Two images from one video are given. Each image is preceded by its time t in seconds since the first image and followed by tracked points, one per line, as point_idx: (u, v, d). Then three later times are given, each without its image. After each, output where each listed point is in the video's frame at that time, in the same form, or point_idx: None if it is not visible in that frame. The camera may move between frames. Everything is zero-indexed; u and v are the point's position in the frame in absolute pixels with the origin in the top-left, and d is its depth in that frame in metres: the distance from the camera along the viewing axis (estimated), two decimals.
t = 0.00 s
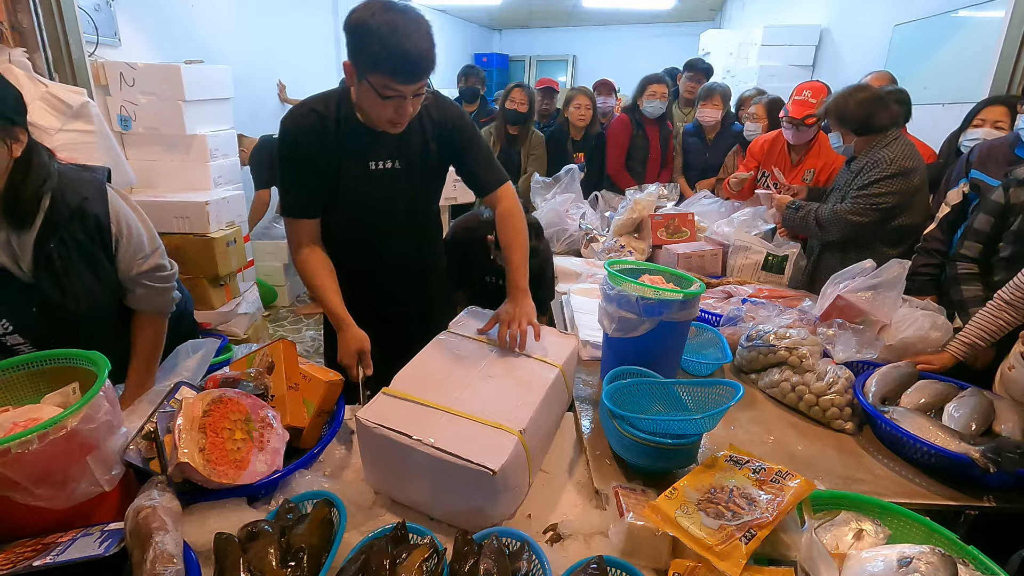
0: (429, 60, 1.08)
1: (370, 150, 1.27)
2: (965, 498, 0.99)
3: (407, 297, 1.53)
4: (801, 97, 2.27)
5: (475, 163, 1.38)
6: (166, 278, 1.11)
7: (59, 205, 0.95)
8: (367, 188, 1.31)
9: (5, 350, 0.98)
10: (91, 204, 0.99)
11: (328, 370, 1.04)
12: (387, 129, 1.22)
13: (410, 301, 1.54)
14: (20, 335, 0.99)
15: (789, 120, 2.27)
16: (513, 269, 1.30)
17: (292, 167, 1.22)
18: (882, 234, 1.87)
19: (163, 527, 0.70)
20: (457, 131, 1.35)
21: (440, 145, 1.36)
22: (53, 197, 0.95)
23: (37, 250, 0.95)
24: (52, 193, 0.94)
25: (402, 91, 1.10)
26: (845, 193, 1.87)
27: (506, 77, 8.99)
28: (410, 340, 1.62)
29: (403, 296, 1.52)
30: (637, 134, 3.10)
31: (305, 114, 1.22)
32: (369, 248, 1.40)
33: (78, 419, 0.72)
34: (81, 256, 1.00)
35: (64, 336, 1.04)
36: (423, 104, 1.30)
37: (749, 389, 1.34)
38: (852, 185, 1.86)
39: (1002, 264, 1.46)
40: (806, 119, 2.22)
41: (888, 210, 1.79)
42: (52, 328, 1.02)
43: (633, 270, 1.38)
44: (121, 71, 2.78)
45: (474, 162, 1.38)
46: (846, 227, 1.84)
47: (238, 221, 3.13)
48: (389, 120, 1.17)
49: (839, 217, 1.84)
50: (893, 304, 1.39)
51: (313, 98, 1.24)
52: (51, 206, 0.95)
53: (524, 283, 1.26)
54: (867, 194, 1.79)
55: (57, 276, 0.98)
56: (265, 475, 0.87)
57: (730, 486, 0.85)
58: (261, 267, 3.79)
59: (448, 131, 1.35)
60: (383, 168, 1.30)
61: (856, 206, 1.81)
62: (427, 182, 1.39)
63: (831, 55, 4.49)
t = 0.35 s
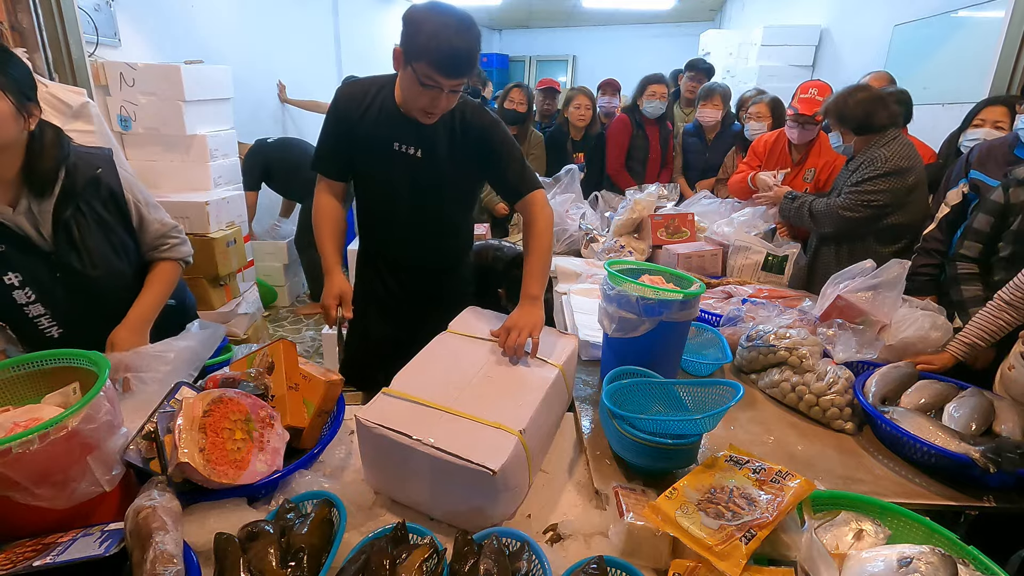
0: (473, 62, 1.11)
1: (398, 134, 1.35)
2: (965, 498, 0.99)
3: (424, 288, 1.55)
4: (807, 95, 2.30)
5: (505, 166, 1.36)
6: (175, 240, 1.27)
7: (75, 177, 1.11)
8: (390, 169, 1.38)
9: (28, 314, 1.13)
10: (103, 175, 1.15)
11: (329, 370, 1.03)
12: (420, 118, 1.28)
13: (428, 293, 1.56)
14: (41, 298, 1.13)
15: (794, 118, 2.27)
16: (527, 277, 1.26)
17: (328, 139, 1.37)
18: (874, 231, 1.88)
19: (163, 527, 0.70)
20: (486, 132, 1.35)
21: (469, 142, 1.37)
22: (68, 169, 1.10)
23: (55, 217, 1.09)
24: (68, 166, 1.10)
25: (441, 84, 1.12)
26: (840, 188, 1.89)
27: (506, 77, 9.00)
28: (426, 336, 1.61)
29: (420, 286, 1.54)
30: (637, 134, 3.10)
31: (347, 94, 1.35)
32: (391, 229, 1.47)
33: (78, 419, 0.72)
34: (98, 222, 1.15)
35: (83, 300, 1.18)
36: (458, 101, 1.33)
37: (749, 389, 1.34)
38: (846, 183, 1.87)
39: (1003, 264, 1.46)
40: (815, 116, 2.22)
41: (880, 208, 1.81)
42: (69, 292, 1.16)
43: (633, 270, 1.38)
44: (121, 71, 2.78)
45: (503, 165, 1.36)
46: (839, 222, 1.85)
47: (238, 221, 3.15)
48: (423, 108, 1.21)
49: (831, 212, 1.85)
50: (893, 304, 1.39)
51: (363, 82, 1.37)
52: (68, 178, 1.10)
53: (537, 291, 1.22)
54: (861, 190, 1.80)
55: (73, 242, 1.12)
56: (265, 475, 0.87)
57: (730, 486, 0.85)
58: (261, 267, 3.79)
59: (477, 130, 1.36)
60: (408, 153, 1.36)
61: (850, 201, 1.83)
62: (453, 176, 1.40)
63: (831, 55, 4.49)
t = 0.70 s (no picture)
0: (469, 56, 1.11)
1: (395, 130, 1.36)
2: (965, 498, 0.99)
3: (428, 290, 1.55)
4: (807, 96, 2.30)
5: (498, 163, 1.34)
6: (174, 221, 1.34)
7: (80, 157, 1.18)
8: (389, 165, 1.40)
9: (29, 291, 1.18)
10: (106, 156, 1.23)
11: (329, 370, 1.03)
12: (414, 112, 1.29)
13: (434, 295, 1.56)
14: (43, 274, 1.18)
15: (794, 119, 2.27)
16: (518, 272, 1.24)
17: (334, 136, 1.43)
18: (870, 229, 1.88)
19: (163, 527, 0.70)
20: (477, 126, 1.33)
21: (461, 137, 1.35)
22: (73, 149, 1.17)
23: (60, 192, 1.15)
24: (74, 146, 1.18)
25: (438, 79, 1.13)
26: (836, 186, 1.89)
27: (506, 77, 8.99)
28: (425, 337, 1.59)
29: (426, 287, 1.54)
30: (637, 134, 3.10)
31: (350, 92, 1.40)
32: (393, 227, 1.48)
33: (78, 419, 0.72)
34: (102, 200, 1.22)
35: (84, 277, 1.22)
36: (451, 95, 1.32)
37: (749, 389, 1.34)
38: (842, 181, 1.87)
39: (1003, 264, 1.46)
40: (813, 120, 2.22)
41: (875, 206, 1.81)
42: (70, 269, 1.21)
43: (633, 270, 1.38)
44: (121, 71, 2.78)
45: (496, 161, 1.34)
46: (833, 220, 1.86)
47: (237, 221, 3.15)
48: (417, 102, 1.21)
49: (827, 211, 1.86)
50: (893, 304, 1.39)
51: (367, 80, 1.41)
52: (73, 157, 1.17)
53: (530, 284, 1.20)
54: (856, 188, 1.81)
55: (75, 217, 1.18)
56: (265, 475, 0.87)
57: (730, 486, 0.85)
58: (261, 267, 3.79)
59: (469, 124, 1.33)
60: (404, 149, 1.36)
61: (845, 199, 1.83)
62: (450, 173, 1.39)
63: (831, 55, 4.49)
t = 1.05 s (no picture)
0: (430, 62, 1.07)
1: (385, 131, 1.35)
2: (965, 498, 0.99)
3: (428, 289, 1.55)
4: (809, 95, 2.29)
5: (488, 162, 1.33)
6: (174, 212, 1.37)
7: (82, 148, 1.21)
8: (381, 167, 1.39)
9: (33, 282, 1.17)
10: (107, 149, 1.26)
11: (328, 370, 1.04)
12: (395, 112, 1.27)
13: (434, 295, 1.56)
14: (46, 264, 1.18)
15: (796, 118, 2.27)
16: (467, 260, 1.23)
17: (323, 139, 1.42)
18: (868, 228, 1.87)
19: (163, 527, 0.70)
20: (465, 124, 1.31)
21: (450, 136, 1.33)
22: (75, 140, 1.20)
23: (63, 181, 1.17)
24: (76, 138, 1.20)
25: (399, 81, 1.10)
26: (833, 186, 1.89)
27: (506, 77, 8.99)
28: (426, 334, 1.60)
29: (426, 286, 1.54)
30: (637, 134, 3.10)
31: (337, 94, 1.39)
32: (390, 228, 1.48)
33: (78, 419, 0.72)
34: (104, 190, 1.24)
35: (89, 268, 1.23)
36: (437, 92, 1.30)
37: (749, 389, 1.34)
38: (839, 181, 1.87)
39: (1003, 263, 1.46)
40: (816, 118, 2.22)
41: (870, 205, 1.81)
42: (73, 259, 1.21)
43: (633, 270, 1.38)
44: (121, 70, 2.78)
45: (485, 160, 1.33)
46: (829, 219, 1.87)
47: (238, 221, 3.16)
48: (388, 104, 1.19)
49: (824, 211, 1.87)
50: (893, 304, 1.39)
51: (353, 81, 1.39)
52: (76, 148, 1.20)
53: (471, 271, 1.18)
54: (851, 188, 1.81)
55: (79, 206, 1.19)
56: (265, 475, 0.87)
57: (730, 486, 0.86)
58: (261, 267, 3.79)
59: (457, 122, 1.32)
60: (396, 150, 1.35)
61: (840, 199, 1.84)
62: (441, 172, 1.38)
63: (831, 55, 4.49)
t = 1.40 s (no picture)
0: (434, 59, 1.07)
1: (400, 134, 1.30)
2: (966, 498, 0.98)
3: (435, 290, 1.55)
4: (808, 94, 2.31)
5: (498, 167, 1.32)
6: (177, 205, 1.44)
7: (95, 143, 1.25)
8: (394, 169, 1.35)
9: (55, 273, 1.18)
10: (115, 144, 1.31)
11: (328, 370, 1.04)
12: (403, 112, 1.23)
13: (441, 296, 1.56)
14: (68, 255, 1.20)
15: (795, 119, 2.27)
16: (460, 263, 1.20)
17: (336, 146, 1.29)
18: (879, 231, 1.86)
19: (163, 527, 0.70)
20: (477, 127, 1.29)
21: (462, 140, 1.32)
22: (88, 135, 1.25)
23: (81, 173, 1.21)
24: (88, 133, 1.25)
25: (401, 76, 1.09)
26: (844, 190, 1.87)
27: (506, 77, 8.99)
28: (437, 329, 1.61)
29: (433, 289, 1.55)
30: (637, 134, 3.10)
31: (349, 95, 1.29)
32: (401, 229, 1.45)
33: (78, 419, 0.72)
34: (118, 183, 1.29)
35: (107, 258, 1.25)
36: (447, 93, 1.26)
37: (749, 389, 1.34)
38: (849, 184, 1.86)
39: (1003, 264, 1.46)
40: (812, 116, 2.22)
41: (884, 208, 1.80)
42: (93, 250, 1.23)
43: (633, 270, 1.38)
44: (121, 71, 2.78)
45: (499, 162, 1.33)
46: (843, 225, 1.84)
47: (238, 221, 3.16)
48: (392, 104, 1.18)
49: (840, 217, 1.84)
50: (893, 304, 1.39)
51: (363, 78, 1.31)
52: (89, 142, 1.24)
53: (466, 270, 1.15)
54: (861, 193, 1.80)
55: (97, 197, 1.23)
56: (265, 475, 0.87)
57: (730, 486, 0.86)
58: (261, 267, 3.79)
59: (470, 124, 1.30)
60: (410, 153, 1.32)
61: (853, 204, 1.82)
62: (455, 174, 1.37)
63: (831, 55, 4.49)
